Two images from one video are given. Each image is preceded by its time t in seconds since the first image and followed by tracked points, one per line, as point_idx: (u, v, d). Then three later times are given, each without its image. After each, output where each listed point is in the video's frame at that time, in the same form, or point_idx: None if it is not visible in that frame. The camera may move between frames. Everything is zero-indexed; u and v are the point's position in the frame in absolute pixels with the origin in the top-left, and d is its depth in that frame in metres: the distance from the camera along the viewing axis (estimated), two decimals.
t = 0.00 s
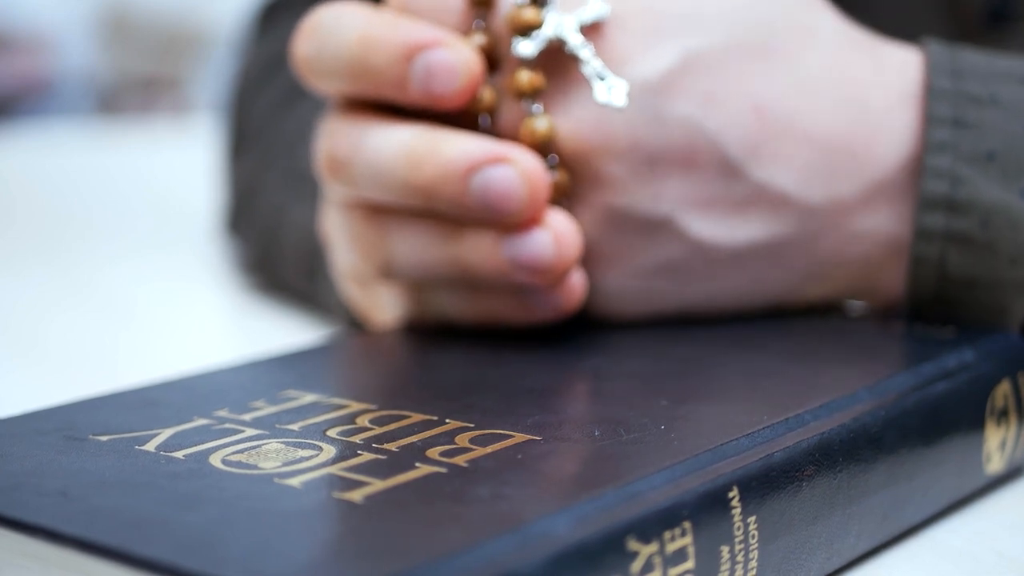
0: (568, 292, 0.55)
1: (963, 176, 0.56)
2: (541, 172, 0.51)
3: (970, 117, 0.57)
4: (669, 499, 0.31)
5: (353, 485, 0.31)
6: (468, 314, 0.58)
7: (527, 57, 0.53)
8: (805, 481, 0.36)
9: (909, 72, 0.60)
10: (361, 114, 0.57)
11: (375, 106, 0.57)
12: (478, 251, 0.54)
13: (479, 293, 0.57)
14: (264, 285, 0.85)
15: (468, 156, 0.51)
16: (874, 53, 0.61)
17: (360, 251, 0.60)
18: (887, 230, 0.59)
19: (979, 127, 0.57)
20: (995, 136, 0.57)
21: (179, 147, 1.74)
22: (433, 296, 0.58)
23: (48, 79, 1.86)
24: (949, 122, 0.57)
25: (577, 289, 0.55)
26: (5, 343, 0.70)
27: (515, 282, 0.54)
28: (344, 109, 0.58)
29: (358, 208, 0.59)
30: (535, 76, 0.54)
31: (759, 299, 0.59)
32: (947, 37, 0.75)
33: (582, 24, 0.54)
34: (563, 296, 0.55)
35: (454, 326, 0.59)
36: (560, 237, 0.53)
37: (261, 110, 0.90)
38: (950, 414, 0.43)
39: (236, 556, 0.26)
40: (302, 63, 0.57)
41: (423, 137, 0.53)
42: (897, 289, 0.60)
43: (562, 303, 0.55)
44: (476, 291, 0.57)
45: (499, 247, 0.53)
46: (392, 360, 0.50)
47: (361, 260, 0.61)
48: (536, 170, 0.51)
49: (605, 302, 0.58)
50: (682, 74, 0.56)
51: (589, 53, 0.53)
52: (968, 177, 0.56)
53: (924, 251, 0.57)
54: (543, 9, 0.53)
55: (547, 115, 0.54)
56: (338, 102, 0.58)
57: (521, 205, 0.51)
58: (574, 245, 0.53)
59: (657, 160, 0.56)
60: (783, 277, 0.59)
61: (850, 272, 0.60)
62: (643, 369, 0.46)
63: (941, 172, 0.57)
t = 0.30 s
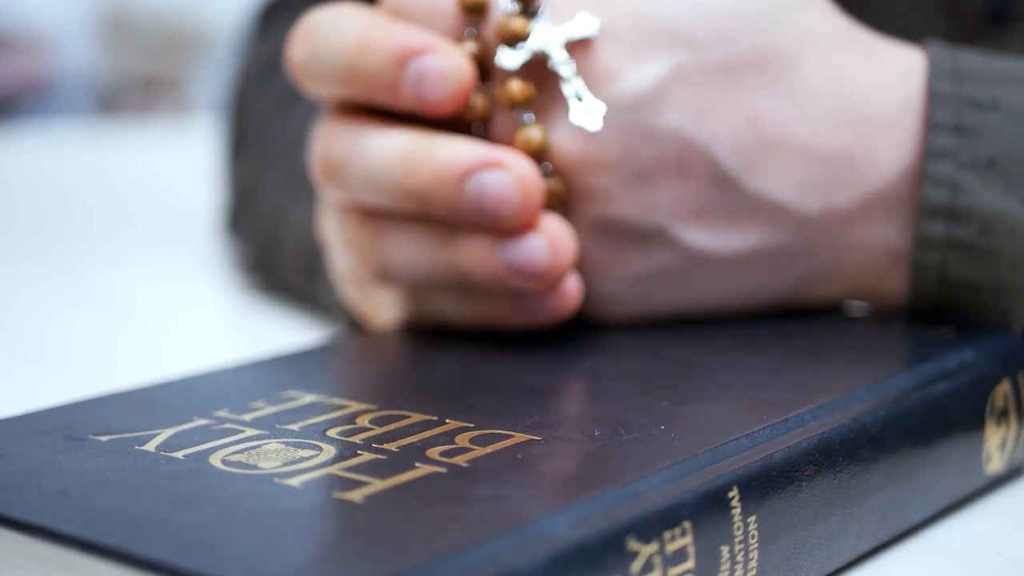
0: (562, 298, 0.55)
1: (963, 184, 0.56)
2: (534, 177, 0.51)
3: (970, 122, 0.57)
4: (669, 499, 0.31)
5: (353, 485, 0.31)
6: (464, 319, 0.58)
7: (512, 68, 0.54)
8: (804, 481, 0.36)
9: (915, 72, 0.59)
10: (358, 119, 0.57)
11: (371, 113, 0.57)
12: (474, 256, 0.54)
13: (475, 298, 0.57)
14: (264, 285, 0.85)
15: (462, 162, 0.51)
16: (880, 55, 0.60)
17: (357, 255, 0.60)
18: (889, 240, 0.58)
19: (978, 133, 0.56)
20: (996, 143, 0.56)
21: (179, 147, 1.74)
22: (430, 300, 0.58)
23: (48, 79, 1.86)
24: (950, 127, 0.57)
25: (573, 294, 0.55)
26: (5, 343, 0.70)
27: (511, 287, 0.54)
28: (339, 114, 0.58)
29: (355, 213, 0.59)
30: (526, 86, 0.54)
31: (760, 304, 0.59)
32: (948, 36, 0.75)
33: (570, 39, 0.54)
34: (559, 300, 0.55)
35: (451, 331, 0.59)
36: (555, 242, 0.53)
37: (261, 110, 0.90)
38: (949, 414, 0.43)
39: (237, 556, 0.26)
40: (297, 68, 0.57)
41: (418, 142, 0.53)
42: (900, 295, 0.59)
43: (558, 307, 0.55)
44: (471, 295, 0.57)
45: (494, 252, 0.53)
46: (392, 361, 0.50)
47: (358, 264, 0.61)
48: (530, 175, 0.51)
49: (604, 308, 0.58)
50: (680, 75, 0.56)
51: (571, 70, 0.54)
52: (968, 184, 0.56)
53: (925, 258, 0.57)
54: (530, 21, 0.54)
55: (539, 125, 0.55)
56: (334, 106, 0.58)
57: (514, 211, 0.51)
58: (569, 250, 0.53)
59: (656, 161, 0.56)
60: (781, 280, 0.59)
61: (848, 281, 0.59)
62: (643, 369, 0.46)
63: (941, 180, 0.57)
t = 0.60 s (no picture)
0: (562, 299, 0.55)
1: (968, 184, 0.56)
2: (534, 179, 0.51)
3: (974, 121, 0.57)
4: (669, 499, 0.31)
5: (353, 485, 0.31)
6: (464, 320, 0.58)
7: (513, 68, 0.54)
8: (804, 481, 0.36)
9: (916, 73, 0.59)
10: (358, 120, 0.57)
11: (372, 114, 0.57)
12: (473, 257, 0.54)
13: (475, 299, 0.57)
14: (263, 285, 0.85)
15: (461, 163, 0.51)
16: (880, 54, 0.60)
17: (357, 256, 0.60)
18: (893, 239, 0.58)
19: (984, 132, 0.56)
20: (1000, 142, 0.57)
21: (179, 147, 1.74)
22: (429, 301, 0.58)
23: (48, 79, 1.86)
24: (955, 127, 0.57)
25: (573, 295, 0.55)
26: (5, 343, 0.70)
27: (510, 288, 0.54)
28: (341, 115, 0.58)
29: (355, 214, 0.59)
30: (526, 87, 0.54)
31: (758, 303, 0.59)
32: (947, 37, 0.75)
33: (571, 38, 0.54)
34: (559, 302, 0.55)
35: (450, 330, 0.59)
36: (554, 243, 0.53)
37: (261, 111, 0.90)
38: (949, 414, 0.43)
39: (237, 556, 0.26)
40: (299, 69, 0.57)
41: (418, 144, 0.53)
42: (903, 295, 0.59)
43: (558, 309, 0.55)
44: (471, 296, 0.57)
45: (494, 253, 0.53)
46: (392, 361, 0.50)
47: (358, 265, 0.61)
48: (530, 177, 0.51)
49: (607, 308, 0.58)
50: (680, 76, 0.56)
51: (572, 69, 0.53)
52: (973, 184, 0.56)
53: (930, 259, 0.57)
54: (531, 22, 0.54)
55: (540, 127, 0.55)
56: (335, 108, 0.58)
57: (514, 212, 0.51)
58: (569, 252, 0.53)
59: (656, 161, 0.56)
60: (783, 282, 0.59)
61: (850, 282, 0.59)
62: (643, 369, 0.46)
63: (945, 180, 0.57)
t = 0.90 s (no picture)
0: (562, 300, 0.55)
1: (968, 184, 0.56)
2: (535, 180, 0.51)
3: (974, 123, 0.57)
4: (669, 499, 0.31)
5: (353, 485, 0.31)
6: (464, 320, 0.58)
7: (514, 69, 0.54)
8: (804, 482, 0.36)
9: (915, 74, 0.59)
10: (359, 121, 0.57)
11: (372, 115, 0.57)
12: (473, 258, 0.54)
13: (475, 299, 0.57)
14: (263, 285, 0.85)
15: (462, 164, 0.51)
16: (879, 56, 0.60)
17: (357, 256, 0.60)
18: (894, 240, 0.58)
19: (984, 133, 0.56)
20: (1000, 143, 0.57)
21: (179, 147, 1.74)
22: (429, 301, 0.58)
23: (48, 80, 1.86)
24: (954, 129, 0.57)
25: (573, 295, 0.55)
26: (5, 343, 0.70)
27: (510, 288, 0.54)
28: (342, 116, 0.58)
29: (355, 214, 0.59)
30: (527, 87, 0.54)
31: (757, 303, 0.59)
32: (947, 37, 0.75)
33: (572, 39, 0.54)
34: (560, 302, 0.55)
35: (450, 330, 0.59)
36: (554, 243, 0.53)
37: (261, 111, 0.90)
38: (949, 415, 0.43)
39: (237, 556, 0.26)
40: (300, 70, 0.57)
41: (418, 144, 0.53)
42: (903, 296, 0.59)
43: (559, 309, 0.55)
44: (471, 296, 0.57)
45: (494, 254, 0.53)
46: (392, 361, 0.50)
47: (357, 265, 0.61)
48: (530, 177, 0.51)
49: (606, 308, 0.58)
50: (679, 77, 0.56)
51: (573, 69, 0.53)
52: (973, 185, 0.56)
53: (929, 260, 0.57)
54: (533, 22, 0.54)
55: (541, 128, 0.55)
56: (335, 109, 0.58)
57: (514, 213, 0.51)
58: (569, 252, 0.53)
59: (656, 162, 0.56)
60: (783, 283, 0.59)
61: (851, 284, 0.59)
62: (643, 369, 0.46)
63: (944, 181, 0.57)
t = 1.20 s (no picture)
0: (563, 300, 0.55)
1: (968, 185, 0.56)
2: (535, 180, 0.51)
3: (974, 123, 0.57)
4: (670, 499, 0.31)
5: (353, 485, 0.31)
6: (464, 320, 0.57)
7: (517, 68, 0.54)
8: (804, 482, 0.36)
9: (915, 75, 0.59)
10: (360, 121, 0.57)
11: (374, 115, 0.57)
12: (473, 258, 0.54)
13: (475, 299, 0.57)
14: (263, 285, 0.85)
15: (462, 164, 0.51)
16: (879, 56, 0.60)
17: (357, 256, 0.60)
18: (895, 240, 0.58)
19: (984, 134, 0.56)
20: (1000, 144, 0.57)
21: (179, 147, 1.74)
22: (430, 301, 0.58)
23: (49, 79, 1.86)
24: (955, 129, 0.57)
25: (573, 296, 0.55)
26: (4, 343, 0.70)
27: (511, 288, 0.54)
28: (343, 116, 0.58)
29: (355, 215, 0.59)
30: (529, 87, 0.54)
31: (758, 303, 0.59)
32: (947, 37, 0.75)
33: (576, 39, 0.54)
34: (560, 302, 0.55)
35: (450, 330, 0.59)
36: (555, 244, 0.53)
37: (261, 111, 0.90)
38: (950, 415, 0.43)
39: (237, 556, 0.26)
40: (302, 70, 0.57)
41: (418, 144, 0.53)
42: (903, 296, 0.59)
43: (559, 309, 0.55)
44: (471, 296, 0.57)
45: (494, 254, 0.53)
46: (392, 361, 0.50)
47: (357, 265, 0.61)
48: (531, 177, 0.51)
49: (607, 308, 0.58)
50: (679, 78, 0.56)
51: (577, 69, 0.54)
52: (973, 185, 0.56)
53: (930, 260, 0.57)
54: (536, 22, 0.54)
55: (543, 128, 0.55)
56: (336, 109, 0.58)
57: (515, 213, 0.51)
58: (569, 252, 0.53)
59: (657, 162, 0.56)
60: (782, 283, 0.59)
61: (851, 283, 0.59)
62: (643, 369, 0.46)
63: (945, 181, 0.57)
